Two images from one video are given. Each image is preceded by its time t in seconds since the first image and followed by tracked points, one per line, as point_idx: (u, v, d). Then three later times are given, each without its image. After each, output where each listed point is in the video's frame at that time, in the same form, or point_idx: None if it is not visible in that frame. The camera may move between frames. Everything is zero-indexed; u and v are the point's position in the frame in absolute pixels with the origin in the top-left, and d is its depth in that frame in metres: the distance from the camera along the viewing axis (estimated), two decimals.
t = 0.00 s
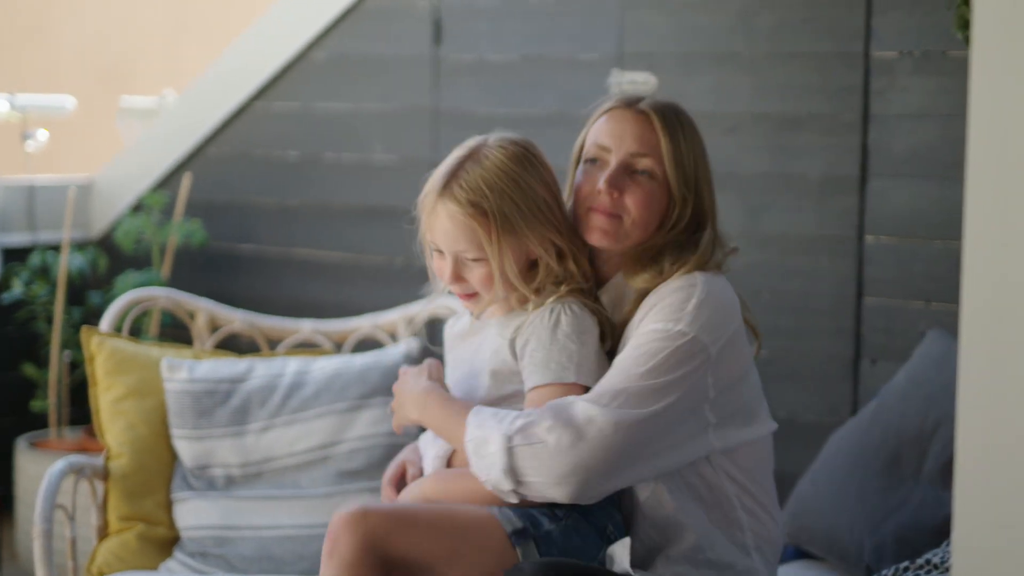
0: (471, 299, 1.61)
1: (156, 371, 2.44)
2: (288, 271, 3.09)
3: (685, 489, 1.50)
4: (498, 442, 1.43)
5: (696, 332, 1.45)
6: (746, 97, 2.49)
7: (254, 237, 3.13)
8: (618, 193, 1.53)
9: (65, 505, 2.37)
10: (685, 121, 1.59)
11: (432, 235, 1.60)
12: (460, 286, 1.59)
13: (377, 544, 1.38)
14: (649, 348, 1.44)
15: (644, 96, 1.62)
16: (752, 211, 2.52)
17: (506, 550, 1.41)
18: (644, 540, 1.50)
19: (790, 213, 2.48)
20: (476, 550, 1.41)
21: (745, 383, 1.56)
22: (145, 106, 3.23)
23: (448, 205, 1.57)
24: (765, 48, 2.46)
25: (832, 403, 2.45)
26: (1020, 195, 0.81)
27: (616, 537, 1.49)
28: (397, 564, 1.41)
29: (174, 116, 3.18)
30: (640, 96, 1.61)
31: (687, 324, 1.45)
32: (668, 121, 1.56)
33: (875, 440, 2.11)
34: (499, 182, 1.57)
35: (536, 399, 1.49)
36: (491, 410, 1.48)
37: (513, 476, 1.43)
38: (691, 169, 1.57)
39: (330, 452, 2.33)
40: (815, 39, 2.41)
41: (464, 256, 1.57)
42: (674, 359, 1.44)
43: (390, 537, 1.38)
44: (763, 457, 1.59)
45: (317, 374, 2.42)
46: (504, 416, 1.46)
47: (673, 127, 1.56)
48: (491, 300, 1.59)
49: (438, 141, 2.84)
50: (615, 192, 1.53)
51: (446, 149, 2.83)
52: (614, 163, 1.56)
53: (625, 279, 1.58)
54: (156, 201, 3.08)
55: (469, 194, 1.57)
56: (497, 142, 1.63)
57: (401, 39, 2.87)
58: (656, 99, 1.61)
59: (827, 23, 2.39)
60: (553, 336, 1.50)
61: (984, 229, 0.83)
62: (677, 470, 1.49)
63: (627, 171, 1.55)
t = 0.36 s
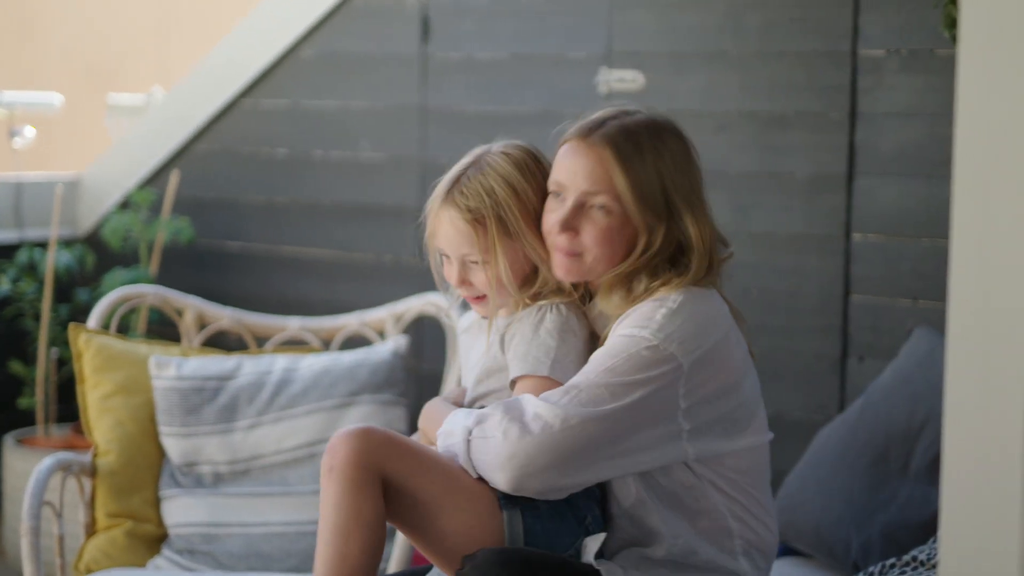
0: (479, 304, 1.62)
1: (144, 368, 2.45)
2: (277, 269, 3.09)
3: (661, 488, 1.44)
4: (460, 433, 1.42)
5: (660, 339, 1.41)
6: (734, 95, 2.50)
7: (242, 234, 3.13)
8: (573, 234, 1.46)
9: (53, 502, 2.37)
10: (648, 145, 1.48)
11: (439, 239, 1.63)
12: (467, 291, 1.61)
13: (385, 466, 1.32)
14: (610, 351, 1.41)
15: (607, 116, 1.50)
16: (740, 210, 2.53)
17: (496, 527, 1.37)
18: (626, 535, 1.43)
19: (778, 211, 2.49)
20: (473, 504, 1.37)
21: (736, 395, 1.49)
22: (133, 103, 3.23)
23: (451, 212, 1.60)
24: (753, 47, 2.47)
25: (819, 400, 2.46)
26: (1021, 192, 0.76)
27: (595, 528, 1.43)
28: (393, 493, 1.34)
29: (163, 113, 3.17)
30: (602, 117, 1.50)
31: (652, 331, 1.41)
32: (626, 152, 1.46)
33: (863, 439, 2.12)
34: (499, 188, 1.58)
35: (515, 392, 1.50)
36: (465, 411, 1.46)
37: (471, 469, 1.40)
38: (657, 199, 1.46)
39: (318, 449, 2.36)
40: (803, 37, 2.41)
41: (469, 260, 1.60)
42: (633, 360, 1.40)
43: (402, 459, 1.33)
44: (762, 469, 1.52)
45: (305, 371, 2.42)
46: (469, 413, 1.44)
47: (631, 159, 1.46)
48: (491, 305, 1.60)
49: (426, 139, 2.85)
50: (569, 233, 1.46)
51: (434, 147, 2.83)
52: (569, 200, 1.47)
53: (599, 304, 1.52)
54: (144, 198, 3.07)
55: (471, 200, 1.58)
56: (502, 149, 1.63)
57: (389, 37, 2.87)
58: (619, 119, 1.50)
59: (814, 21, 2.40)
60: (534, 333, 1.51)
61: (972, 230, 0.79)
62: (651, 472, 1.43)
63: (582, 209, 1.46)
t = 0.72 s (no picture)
0: (478, 295, 1.61)
1: (148, 364, 2.45)
2: (281, 266, 3.09)
3: (663, 492, 1.38)
4: (457, 434, 1.37)
5: (660, 347, 1.35)
6: (737, 94, 2.51)
7: (245, 231, 3.14)
8: (534, 262, 1.41)
9: (57, 497, 2.37)
10: (596, 178, 1.39)
11: (444, 229, 1.64)
12: (464, 281, 1.61)
13: (370, 471, 1.31)
14: (610, 355, 1.35)
15: (560, 148, 1.43)
16: (743, 208, 2.54)
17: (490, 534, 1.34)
18: (628, 538, 1.38)
19: (780, 210, 2.50)
20: (463, 504, 1.34)
21: (742, 401, 1.41)
22: (136, 98, 3.19)
23: (451, 202, 1.61)
24: (757, 45, 2.48)
25: (822, 398, 2.48)
26: None
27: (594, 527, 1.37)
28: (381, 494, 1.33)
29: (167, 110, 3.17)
30: (554, 150, 1.43)
31: (651, 338, 1.35)
32: (567, 191, 1.38)
33: (867, 438, 2.14)
34: (499, 179, 1.59)
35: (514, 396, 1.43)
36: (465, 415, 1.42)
37: (465, 471, 1.35)
38: (612, 234, 1.38)
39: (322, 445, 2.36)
40: (806, 36, 2.42)
41: (465, 249, 1.61)
42: (634, 366, 1.34)
43: (385, 463, 1.31)
44: (768, 473, 1.45)
45: (309, 368, 2.43)
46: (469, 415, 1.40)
47: (573, 198, 1.38)
48: (489, 294, 1.59)
49: (429, 137, 2.85)
50: (530, 262, 1.41)
51: (437, 145, 2.84)
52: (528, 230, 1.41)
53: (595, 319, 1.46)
54: (148, 195, 3.07)
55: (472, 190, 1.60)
56: (512, 146, 1.66)
57: (392, 34, 2.88)
58: (571, 150, 1.42)
59: (817, 20, 2.41)
60: (533, 335, 1.44)
61: (971, 229, 0.77)
62: (654, 475, 1.37)
63: (540, 239, 1.40)
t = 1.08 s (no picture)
0: (478, 296, 1.63)
1: (157, 361, 2.45)
2: (288, 264, 3.09)
3: (673, 494, 1.38)
4: (476, 446, 1.34)
5: (672, 348, 1.34)
6: (745, 90, 2.51)
7: (253, 228, 3.14)
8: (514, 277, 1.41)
9: (67, 494, 2.38)
10: (555, 200, 1.36)
11: (450, 231, 1.66)
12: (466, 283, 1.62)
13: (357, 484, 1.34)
14: (623, 361, 1.33)
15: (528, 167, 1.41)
16: (751, 205, 2.54)
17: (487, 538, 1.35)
18: (635, 541, 1.39)
19: (789, 206, 2.50)
20: (452, 510, 1.36)
21: (749, 402, 1.42)
22: (144, 96, 3.20)
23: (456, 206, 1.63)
24: (765, 41, 2.48)
25: (830, 394, 2.48)
26: None
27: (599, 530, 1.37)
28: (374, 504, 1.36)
29: (175, 107, 3.18)
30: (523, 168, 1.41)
31: (663, 340, 1.34)
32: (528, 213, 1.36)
33: (875, 434, 2.14)
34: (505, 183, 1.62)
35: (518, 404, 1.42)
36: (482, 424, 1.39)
37: (483, 482, 1.33)
38: (575, 255, 1.36)
39: (330, 442, 2.37)
40: (813, 33, 2.43)
41: (467, 251, 1.63)
42: (647, 369, 1.33)
43: (371, 474, 1.35)
44: (773, 472, 1.46)
45: (318, 365, 2.44)
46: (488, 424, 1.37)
47: (533, 220, 1.36)
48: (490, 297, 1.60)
49: (436, 134, 2.85)
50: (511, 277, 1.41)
51: (445, 142, 2.84)
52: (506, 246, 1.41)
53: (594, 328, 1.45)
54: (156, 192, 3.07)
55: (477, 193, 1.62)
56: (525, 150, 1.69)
57: (399, 32, 2.88)
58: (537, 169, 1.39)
59: (825, 17, 2.41)
60: (537, 343, 1.42)
61: (975, 226, 0.66)
62: (666, 480, 1.37)
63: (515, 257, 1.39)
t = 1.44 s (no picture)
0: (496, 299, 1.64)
1: (178, 359, 2.46)
2: (308, 262, 3.10)
3: (691, 494, 1.39)
4: (493, 448, 1.37)
5: (688, 352, 1.36)
6: (764, 87, 2.51)
7: (272, 226, 3.15)
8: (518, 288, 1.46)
9: (90, 492, 2.39)
10: (546, 218, 1.40)
11: (469, 236, 1.70)
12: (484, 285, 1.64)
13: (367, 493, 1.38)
14: (638, 365, 1.37)
15: (522, 184, 1.45)
16: (771, 201, 2.54)
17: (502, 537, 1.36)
18: (653, 538, 1.40)
19: (809, 202, 2.50)
20: (461, 512, 1.38)
21: (767, 402, 1.43)
22: (163, 95, 3.21)
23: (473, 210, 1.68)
24: (785, 38, 2.48)
25: (851, 390, 2.48)
26: None
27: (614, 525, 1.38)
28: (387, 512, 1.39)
29: (194, 107, 3.19)
30: (518, 185, 1.45)
31: (678, 344, 1.37)
32: (522, 232, 1.41)
33: (897, 431, 2.14)
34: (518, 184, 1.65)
35: (535, 405, 1.45)
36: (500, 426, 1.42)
37: (499, 486, 1.35)
38: (568, 272, 1.39)
39: (352, 440, 2.37)
40: (833, 30, 2.43)
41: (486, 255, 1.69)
42: (664, 373, 1.35)
43: (380, 483, 1.38)
44: (792, 470, 1.48)
45: (339, 363, 2.44)
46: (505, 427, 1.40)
47: (526, 238, 1.40)
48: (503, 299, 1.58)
49: (455, 132, 2.86)
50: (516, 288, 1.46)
51: (464, 140, 2.84)
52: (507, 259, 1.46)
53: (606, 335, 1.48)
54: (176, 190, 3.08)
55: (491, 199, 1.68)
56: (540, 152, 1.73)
57: (417, 30, 2.88)
58: (530, 185, 1.43)
59: (845, 13, 2.41)
60: (552, 345, 1.46)
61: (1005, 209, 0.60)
62: (687, 481, 1.38)
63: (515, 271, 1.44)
